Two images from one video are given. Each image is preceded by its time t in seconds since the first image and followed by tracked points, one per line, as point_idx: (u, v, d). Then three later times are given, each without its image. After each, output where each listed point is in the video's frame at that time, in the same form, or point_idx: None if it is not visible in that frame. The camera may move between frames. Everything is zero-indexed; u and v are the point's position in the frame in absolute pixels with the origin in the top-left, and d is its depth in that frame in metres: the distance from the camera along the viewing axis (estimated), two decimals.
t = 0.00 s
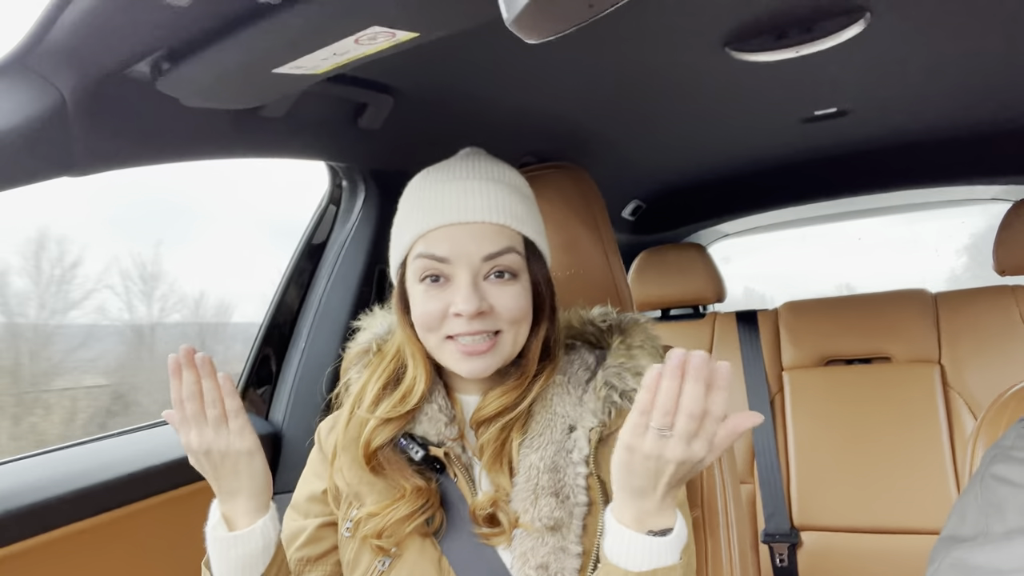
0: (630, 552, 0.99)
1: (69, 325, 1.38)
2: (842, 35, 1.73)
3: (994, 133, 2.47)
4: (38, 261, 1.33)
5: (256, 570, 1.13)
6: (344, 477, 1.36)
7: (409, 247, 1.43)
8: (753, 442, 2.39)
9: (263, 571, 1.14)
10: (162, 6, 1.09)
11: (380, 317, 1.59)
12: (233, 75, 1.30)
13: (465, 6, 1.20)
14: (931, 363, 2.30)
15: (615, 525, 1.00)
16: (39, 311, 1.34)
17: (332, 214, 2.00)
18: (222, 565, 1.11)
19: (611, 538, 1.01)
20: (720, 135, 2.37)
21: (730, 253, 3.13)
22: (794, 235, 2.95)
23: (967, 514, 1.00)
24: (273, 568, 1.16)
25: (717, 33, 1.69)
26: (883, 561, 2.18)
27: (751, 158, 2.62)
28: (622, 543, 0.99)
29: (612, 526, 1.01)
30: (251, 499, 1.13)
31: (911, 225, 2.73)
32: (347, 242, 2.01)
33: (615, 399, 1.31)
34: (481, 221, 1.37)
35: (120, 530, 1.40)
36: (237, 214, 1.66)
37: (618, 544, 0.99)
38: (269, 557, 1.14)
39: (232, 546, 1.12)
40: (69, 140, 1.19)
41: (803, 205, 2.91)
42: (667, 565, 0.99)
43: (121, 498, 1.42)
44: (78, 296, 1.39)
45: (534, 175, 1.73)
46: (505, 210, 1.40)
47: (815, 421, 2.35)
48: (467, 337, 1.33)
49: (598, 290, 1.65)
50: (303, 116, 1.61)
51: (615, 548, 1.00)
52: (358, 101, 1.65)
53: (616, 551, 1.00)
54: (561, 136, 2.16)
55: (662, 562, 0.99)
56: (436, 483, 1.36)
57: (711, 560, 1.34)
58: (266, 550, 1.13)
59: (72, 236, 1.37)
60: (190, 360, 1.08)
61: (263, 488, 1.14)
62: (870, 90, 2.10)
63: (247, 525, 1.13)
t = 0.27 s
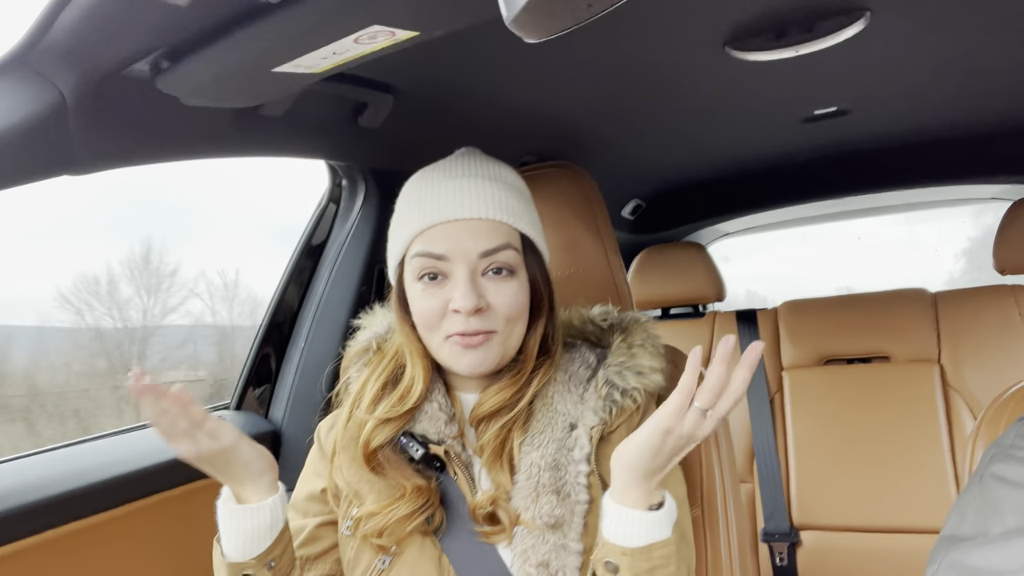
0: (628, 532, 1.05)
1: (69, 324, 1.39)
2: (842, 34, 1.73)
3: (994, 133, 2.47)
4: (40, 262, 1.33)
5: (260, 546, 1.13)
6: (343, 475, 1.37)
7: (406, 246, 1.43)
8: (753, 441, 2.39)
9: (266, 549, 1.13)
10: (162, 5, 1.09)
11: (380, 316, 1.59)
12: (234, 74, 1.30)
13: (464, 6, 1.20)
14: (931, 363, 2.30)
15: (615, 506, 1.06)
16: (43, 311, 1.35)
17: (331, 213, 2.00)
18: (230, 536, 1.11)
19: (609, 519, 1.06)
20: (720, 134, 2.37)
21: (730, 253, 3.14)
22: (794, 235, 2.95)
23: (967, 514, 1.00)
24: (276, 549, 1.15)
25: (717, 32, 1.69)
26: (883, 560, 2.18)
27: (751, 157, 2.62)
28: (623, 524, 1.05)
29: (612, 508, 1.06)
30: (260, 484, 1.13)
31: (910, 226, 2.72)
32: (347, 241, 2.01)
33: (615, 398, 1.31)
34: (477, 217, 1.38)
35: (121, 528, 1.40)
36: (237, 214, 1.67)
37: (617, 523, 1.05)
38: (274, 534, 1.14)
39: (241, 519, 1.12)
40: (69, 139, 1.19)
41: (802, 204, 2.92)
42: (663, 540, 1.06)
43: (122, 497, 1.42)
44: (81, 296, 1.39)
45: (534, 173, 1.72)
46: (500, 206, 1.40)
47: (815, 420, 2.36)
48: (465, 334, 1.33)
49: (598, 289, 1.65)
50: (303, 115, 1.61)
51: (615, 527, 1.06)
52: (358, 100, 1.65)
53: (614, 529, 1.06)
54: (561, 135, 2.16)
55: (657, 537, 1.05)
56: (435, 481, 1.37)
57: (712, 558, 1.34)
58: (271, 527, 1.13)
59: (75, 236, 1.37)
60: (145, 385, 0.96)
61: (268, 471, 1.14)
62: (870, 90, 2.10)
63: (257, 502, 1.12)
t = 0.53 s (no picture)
0: (634, 544, 1.05)
1: (66, 323, 1.39)
2: (842, 34, 1.73)
3: (994, 132, 2.46)
4: (38, 263, 1.33)
5: (273, 558, 1.14)
6: (352, 469, 1.37)
7: (416, 246, 1.44)
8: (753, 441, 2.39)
9: (280, 560, 1.14)
10: (162, 4, 1.09)
11: (391, 311, 1.59)
12: (234, 73, 1.29)
13: (465, 5, 1.20)
14: (931, 362, 2.30)
15: (619, 517, 1.06)
16: (42, 312, 1.35)
17: (331, 213, 2.00)
18: (243, 549, 1.12)
19: (613, 529, 1.07)
20: (720, 133, 2.36)
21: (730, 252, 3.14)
22: (795, 234, 2.97)
23: (968, 513, 1.00)
24: (290, 558, 1.16)
25: (718, 31, 1.69)
26: (883, 559, 2.18)
27: (752, 156, 2.61)
28: (628, 537, 1.05)
29: (616, 517, 1.07)
30: (274, 495, 1.13)
31: (911, 225, 2.73)
32: (348, 240, 2.01)
33: (624, 400, 1.32)
34: (483, 218, 1.38)
35: (122, 528, 1.40)
36: (237, 214, 1.67)
37: (619, 533, 1.06)
38: (287, 545, 1.15)
39: (255, 531, 1.12)
40: (68, 138, 1.19)
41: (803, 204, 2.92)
42: (669, 556, 1.05)
43: (122, 496, 1.42)
44: (77, 295, 1.39)
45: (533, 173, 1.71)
46: (506, 206, 1.39)
47: (816, 420, 2.36)
48: (474, 336, 1.33)
49: (598, 290, 1.65)
50: (303, 114, 1.61)
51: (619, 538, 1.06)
52: (358, 100, 1.65)
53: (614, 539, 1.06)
54: (562, 134, 2.16)
55: (663, 554, 1.05)
56: (443, 476, 1.37)
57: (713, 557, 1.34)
58: (283, 539, 1.14)
59: (76, 235, 1.37)
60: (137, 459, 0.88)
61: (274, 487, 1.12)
62: (870, 89, 2.10)
63: (270, 513, 1.13)
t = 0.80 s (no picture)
0: (618, 549, 1.05)
1: (66, 322, 1.38)
2: (841, 33, 1.73)
3: (994, 133, 2.47)
4: (39, 261, 1.33)
5: (279, 558, 1.13)
6: (355, 466, 1.38)
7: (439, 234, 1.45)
8: (753, 441, 2.39)
9: (285, 560, 1.14)
10: (161, 4, 1.09)
11: (394, 309, 1.60)
12: (233, 73, 1.30)
13: (465, 5, 1.20)
14: (931, 362, 2.30)
15: (604, 521, 1.06)
16: (44, 310, 1.35)
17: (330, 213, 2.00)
18: (249, 548, 1.12)
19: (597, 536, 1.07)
20: (720, 133, 2.37)
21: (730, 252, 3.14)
22: (794, 234, 2.98)
23: (967, 513, 1.00)
24: (295, 559, 1.16)
25: (717, 31, 1.69)
26: (883, 560, 2.18)
27: (751, 156, 2.61)
28: (611, 542, 1.05)
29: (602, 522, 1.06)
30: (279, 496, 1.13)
31: (908, 225, 2.74)
32: (346, 241, 2.01)
33: (625, 401, 1.31)
34: (504, 211, 1.38)
35: (123, 526, 1.40)
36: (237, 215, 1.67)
37: (606, 538, 1.05)
38: (292, 548, 1.15)
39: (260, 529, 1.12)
40: (68, 138, 1.19)
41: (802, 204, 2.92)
42: (653, 561, 1.05)
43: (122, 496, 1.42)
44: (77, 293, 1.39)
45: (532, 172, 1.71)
46: (531, 204, 1.40)
47: (815, 419, 2.36)
48: (485, 327, 1.33)
49: (598, 290, 1.65)
50: (303, 114, 1.61)
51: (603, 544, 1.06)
52: (357, 99, 1.65)
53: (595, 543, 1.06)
54: (562, 134, 2.16)
55: (648, 559, 1.05)
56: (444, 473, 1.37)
57: (711, 558, 1.33)
58: (290, 539, 1.14)
59: (76, 234, 1.38)
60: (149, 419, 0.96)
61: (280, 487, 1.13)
62: (870, 89, 2.10)
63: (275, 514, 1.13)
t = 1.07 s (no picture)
0: (604, 555, 1.07)
1: (68, 322, 1.39)
2: (841, 33, 1.73)
3: (993, 132, 2.47)
4: (40, 261, 1.33)
5: (300, 560, 1.19)
6: (358, 467, 1.40)
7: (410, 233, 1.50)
8: (753, 441, 2.39)
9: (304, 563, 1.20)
10: (161, 4, 1.09)
11: (393, 312, 1.59)
12: (234, 73, 1.30)
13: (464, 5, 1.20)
14: (931, 362, 2.30)
15: (592, 528, 1.09)
16: (46, 311, 1.35)
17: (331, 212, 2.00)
18: (271, 551, 1.18)
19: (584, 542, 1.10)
20: (720, 133, 2.37)
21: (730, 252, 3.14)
22: (795, 234, 2.96)
23: (968, 512, 1.00)
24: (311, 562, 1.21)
25: (717, 31, 1.69)
26: (884, 560, 2.17)
27: (751, 156, 2.61)
28: (596, 544, 1.08)
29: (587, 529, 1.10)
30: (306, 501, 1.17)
31: (909, 225, 2.72)
32: (347, 241, 2.01)
33: (625, 400, 1.31)
34: (456, 202, 1.41)
35: (125, 526, 1.40)
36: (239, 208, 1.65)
37: (590, 544, 1.08)
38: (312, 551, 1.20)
39: (283, 535, 1.17)
40: (69, 138, 1.19)
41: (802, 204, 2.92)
42: (637, 565, 1.07)
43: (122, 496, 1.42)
44: (78, 293, 1.39)
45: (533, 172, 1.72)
46: (480, 193, 1.42)
47: (816, 420, 2.35)
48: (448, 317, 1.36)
49: (598, 290, 1.65)
50: (303, 114, 1.61)
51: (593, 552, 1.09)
52: (357, 100, 1.65)
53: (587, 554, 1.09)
54: (562, 134, 2.16)
55: (633, 563, 1.07)
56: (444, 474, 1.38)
57: (712, 556, 1.34)
58: (310, 546, 1.19)
59: (77, 235, 1.38)
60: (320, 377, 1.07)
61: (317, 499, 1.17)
62: (870, 89, 2.10)
63: (297, 519, 1.17)
